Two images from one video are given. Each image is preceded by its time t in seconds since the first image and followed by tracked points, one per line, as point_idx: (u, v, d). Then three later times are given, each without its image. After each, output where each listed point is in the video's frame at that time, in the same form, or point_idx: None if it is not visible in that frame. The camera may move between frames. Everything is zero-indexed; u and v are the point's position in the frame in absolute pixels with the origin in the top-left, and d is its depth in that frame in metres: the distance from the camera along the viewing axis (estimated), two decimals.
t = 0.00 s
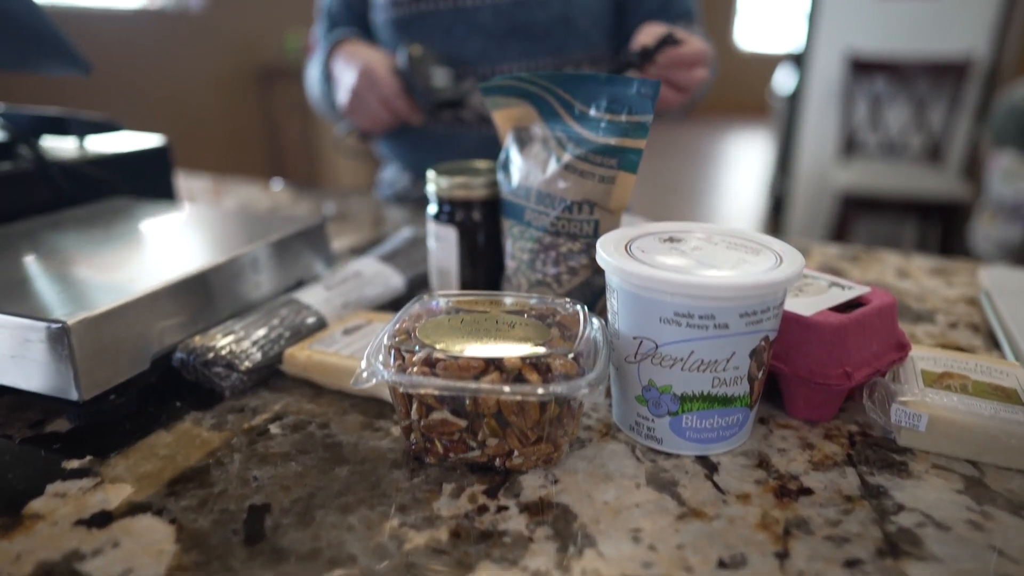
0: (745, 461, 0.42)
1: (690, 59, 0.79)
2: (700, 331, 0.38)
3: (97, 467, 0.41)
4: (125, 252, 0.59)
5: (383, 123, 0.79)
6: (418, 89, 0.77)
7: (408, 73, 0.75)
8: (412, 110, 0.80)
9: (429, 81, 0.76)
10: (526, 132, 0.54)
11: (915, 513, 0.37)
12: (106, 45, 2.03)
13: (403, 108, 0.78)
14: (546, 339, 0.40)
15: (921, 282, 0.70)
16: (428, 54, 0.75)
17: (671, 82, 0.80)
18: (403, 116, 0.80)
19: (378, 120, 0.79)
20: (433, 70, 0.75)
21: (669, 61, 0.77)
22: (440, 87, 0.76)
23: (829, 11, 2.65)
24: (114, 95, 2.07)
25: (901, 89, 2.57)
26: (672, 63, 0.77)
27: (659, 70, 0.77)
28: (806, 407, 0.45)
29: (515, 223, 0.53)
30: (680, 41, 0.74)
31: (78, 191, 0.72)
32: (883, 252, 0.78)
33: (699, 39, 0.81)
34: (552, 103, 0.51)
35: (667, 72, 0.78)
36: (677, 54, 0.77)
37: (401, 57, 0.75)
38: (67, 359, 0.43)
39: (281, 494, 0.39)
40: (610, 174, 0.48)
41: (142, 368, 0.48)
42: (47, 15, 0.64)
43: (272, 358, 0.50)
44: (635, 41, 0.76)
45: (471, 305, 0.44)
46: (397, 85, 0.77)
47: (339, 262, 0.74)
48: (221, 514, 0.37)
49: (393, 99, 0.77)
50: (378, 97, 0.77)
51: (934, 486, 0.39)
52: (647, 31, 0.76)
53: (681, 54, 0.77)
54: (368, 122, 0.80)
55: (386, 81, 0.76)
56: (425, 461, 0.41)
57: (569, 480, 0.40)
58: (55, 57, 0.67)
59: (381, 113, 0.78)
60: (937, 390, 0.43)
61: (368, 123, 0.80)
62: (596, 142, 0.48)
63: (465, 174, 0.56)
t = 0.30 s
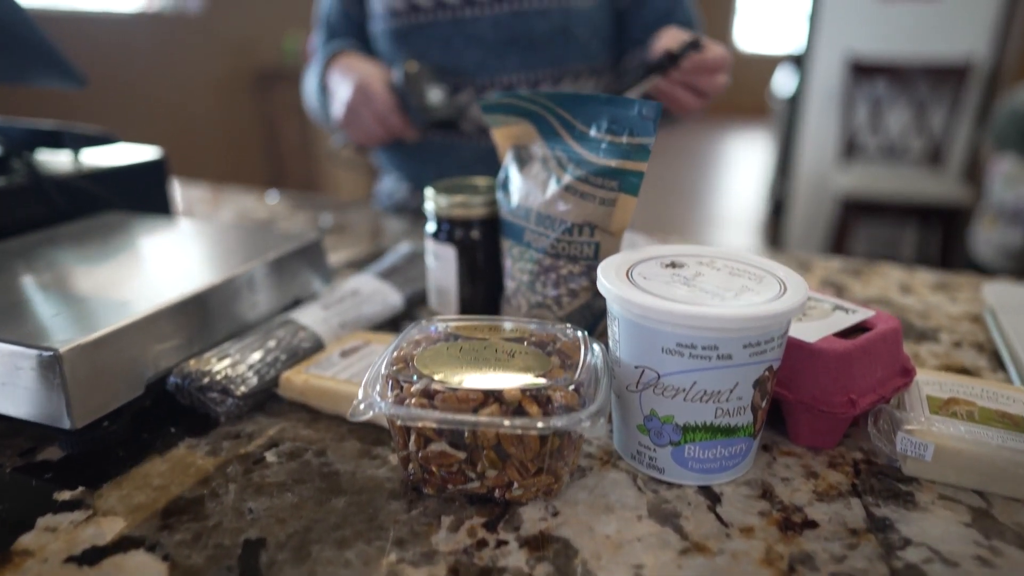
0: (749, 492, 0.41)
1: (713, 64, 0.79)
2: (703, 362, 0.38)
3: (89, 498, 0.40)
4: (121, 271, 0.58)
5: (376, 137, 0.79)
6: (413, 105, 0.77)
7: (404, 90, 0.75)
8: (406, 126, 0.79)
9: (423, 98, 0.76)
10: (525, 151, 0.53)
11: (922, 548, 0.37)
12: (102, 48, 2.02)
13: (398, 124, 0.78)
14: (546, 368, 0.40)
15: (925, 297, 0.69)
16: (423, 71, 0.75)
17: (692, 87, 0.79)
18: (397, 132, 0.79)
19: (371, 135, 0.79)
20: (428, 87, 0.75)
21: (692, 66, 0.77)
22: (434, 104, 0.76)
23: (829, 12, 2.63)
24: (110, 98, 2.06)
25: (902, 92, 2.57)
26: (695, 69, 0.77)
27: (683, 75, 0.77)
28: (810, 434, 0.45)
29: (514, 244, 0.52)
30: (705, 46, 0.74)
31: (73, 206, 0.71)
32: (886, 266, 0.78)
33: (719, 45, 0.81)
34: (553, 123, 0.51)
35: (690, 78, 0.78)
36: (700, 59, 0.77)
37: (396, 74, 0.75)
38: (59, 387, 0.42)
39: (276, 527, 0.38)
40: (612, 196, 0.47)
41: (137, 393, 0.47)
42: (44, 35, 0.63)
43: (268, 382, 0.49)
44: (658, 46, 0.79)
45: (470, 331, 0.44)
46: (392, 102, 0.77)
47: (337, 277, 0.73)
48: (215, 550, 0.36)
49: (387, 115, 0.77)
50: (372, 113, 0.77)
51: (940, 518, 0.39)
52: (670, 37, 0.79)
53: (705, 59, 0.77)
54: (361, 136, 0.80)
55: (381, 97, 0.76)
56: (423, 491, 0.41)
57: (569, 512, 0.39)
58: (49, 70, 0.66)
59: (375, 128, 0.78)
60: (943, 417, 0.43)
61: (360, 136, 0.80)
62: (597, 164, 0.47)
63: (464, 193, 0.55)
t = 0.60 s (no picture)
0: (751, 523, 0.41)
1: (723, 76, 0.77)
2: (705, 395, 0.37)
3: (83, 531, 0.40)
4: (117, 291, 0.57)
5: (370, 154, 0.79)
6: (408, 123, 0.77)
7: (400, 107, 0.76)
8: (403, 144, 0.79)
9: (420, 117, 0.77)
10: (525, 172, 0.52)
11: None
12: (99, 52, 2.02)
13: (393, 141, 0.78)
14: (546, 399, 0.39)
15: (926, 314, 0.69)
16: (420, 88, 0.77)
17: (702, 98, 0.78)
18: (394, 149, 0.79)
19: (367, 152, 0.80)
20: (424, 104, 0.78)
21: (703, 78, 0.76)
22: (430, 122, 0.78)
23: (829, 16, 2.63)
24: (106, 102, 2.05)
25: (902, 96, 2.57)
26: (705, 80, 0.76)
27: (693, 87, 0.77)
28: (812, 462, 0.44)
29: (513, 266, 0.52)
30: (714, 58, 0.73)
31: (69, 222, 0.70)
32: (887, 281, 0.77)
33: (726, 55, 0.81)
34: (553, 145, 0.50)
35: (699, 90, 0.77)
36: (710, 70, 0.75)
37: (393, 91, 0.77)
38: (53, 417, 0.42)
39: (273, 562, 0.38)
40: (612, 221, 0.47)
41: (133, 420, 0.47)
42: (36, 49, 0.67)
43: (265, 407, 0.49)
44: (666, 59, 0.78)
45: (470, 359, 0.43)
46: (388, 119, 0.78)
47: (335, 293, 0.73)
48: None
49: (382, 131, 0.77)
50: (367, 129, 0.78)
51: (945, 551, 0.38)
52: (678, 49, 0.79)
53: (714, 70, 0.76)
54: (357, 152, 0.81)
55: (376, 113, 0.77)
56: (421, 523, 0.40)
57: (570, 545, 0.39)
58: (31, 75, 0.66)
59: (370, 144, 0.78)
60: (947, 446, 0.42)
61: (357, 151, 0.81)
62: (598, 188, 0.47)
63: (463, 214, 0.55)
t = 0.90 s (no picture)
0: (753, 553, 0.40)
1: (724, 95, 0.77)
2: (707, 427, 0.37)
3: (80, 563, 0.39)
4: (115, 311, 0.57)
5: (368, 169, 0.78)
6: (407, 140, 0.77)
7: (398, 124, 0.77)
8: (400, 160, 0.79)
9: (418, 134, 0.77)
10: (525, 193, 0.52)
11: None
12: (97, 58, 2.01)
13: (391, 158, 0.78)
14: (547, 430, 0.39)
15: (928, 330, 0.69)
16: (417, 105, 0.78)
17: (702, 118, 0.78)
18: (391, 166, 0.79)
19: (363, 167, 0.79)
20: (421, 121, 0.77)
21: (703, 98, 0.76)
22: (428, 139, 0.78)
23: (828, 19, 2.62)
24: (104, 108, 2.05)
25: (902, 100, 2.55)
26: (705, 99, 0.76)
27: (692, 105, 0.76)
28: (815, 489, 0.44)
29: (514, 288, 0.52)
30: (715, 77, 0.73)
31: (67, 238, 0.70)
32: (888, 295, 0.77)
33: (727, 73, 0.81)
34: (554, 167, 0.50)
35: (699, 108, 0.77)
36: (710, 90, 0.75)
37: (391, 108, 0.77)
38: (50, 446, 0.41)
39: None
40: (613, 245, 0.46)
41: (130, 446, 0.46)
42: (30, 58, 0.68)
43: (264, 432, 0.49)
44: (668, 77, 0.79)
45: (470, 386, 0.43)
46: (386, 135, 0.77)
47: (334, 308, 0.72)
48: None
49: (380, 147, 0.77)
50: (366, 145, 0.78)
51: None
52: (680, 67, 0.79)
53: (714, 89, 0.75)
54: (354, 168, 0.80)
55: (374, 129, 0.77)
56: (421, 554, 0.40)
57: None
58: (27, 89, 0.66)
59: (367, 159, 0.78)
60: (951, 474, 0.42)
61: (354, 167, 0.80)
62: (599, 212, 0.46)
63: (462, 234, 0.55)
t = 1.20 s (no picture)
0: None
1: (715, 115, 0.76)
2: (711, 452, 0.37)
3: None
4: (112, 326, 0.57)
5: (366, 177, 0.79)
6: (404, 150, 0.76)
7: (395, 132, 0.76)
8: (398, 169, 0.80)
9: (415, 140, 0.75)
10: (525, 208, 0.52)
11: None
12: (96, 61, 2.01)
13: (389, 167, 0.78)
14: (548, 453, 0.38)
15: (931, 343, 0.68)
16: (415, 114, 0.77)
17: (693, 139, 0.78)
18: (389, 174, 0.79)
19: (362, 175, 0.80)
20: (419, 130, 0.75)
21: (693, 118, 0.76)
22: (426, 147, 0.76)
23: (827, 23, 2.62)
24: (103, 111, 2.05)
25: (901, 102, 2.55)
26: (695, 120, 0.76)
27: (683, 126, 0.76)
28: (819, 511, 0.43)
29: (514, 305, 0.51)
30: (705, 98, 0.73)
31: (64, 250, 0.69)
32: (890, 306, 0.77)
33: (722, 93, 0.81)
34: (555, 183, 0.49)
35: (690, 129, 0.77)
36: (701, 109, 0.75)
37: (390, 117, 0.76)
38: (45, 469, 0.41)
39: None
40: (615, 264, 0.46)
41: (127, 467, 0.46)
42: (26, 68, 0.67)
43: (263, 451, 0.48)
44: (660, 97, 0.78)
45: (471, 407, 0.42)
46: (384, 144, 0.78)
47: (334, 320, 0.72)
48: None
49: (379, 156, 0.78)
50: (364, 153, 0.78)
51: None
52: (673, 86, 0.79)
53: (706, 109, 0.75)
54: (353, 176, 0.81)
55: (372, 138, 0.77)
56: None
57: None
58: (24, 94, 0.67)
59: (366, 168, 0.79)
60: (958, 496, 0.42)
61: (352, 175, 0.81)
62: (600, 230, 0.46)
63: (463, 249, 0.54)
